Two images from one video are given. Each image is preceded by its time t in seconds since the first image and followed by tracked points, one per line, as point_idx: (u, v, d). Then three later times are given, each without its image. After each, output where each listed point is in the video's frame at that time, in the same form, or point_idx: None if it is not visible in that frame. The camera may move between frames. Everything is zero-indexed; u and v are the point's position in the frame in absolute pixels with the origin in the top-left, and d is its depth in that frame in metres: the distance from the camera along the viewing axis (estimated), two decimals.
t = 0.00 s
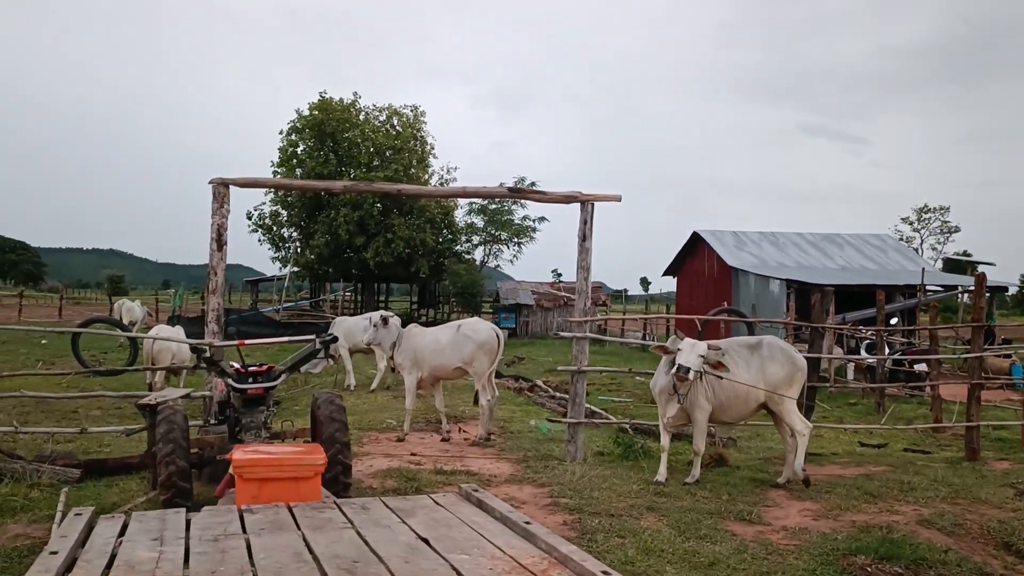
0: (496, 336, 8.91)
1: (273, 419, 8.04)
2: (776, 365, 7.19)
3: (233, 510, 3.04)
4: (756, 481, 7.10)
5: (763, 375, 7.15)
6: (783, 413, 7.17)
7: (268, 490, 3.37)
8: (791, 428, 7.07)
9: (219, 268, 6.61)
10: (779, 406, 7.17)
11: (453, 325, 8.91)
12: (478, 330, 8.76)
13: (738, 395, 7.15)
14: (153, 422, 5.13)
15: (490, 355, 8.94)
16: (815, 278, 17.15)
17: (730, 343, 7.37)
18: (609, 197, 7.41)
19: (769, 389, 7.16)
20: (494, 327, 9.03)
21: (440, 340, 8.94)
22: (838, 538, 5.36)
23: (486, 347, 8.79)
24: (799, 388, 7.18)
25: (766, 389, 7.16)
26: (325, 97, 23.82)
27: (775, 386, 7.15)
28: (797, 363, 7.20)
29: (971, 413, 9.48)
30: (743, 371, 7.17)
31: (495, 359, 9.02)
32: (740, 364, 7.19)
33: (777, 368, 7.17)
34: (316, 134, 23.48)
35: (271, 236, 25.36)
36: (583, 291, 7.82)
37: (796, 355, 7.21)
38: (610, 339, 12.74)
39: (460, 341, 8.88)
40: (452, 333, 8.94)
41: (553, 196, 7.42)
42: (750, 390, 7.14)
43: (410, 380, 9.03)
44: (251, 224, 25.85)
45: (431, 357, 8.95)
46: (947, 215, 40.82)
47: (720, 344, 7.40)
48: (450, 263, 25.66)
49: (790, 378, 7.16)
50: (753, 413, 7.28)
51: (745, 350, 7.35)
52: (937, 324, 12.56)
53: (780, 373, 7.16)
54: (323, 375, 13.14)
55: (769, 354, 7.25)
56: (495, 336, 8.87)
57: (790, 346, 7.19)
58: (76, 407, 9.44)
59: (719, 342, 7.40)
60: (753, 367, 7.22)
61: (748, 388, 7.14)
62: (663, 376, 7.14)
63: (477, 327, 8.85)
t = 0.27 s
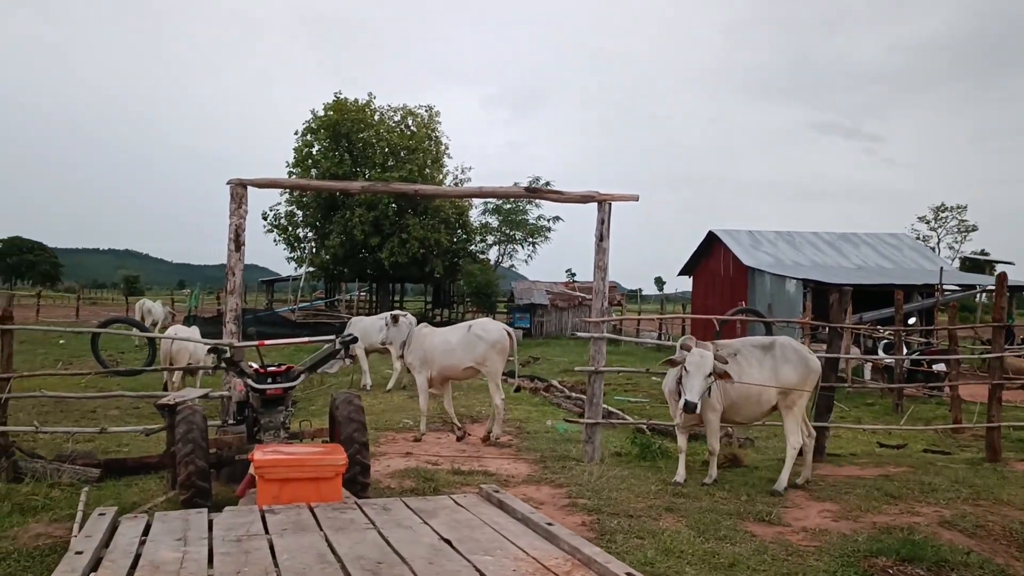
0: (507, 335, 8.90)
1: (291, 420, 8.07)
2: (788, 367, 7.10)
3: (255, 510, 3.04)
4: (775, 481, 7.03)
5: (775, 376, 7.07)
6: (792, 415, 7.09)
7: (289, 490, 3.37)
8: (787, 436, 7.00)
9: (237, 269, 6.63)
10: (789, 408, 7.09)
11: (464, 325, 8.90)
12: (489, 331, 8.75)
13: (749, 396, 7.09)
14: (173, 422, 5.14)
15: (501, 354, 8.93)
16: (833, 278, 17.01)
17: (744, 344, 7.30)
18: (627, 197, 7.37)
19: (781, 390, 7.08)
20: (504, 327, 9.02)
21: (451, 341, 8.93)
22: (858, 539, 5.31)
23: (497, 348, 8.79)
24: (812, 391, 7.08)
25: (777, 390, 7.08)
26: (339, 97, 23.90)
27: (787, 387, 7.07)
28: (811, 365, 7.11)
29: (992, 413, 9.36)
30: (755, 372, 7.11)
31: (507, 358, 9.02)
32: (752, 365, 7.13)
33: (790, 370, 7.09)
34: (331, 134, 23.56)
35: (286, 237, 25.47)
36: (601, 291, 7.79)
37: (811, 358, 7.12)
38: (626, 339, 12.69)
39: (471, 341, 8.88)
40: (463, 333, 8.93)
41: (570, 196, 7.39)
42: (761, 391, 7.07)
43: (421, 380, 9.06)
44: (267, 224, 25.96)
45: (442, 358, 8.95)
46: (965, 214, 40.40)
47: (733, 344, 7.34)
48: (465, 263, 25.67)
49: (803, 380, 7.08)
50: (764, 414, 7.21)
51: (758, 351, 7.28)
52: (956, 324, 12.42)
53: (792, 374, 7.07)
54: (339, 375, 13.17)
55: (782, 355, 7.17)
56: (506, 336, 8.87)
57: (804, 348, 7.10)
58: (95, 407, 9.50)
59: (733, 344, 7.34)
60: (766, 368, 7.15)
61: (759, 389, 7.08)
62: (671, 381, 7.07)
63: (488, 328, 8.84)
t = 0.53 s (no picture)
0: (515, 333, 8.93)
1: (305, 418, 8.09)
2: (797, 365, 7.03)
3: (271, 509, 3.04)
4: (790, 480, 6.98)
5: (783, 377, 7.01)
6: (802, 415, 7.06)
7: (304, 488, 3.37)
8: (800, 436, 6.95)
9: (252, 267, 6.65)
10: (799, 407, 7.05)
11: (472, 323, 8.92)
12: (498, 329, 8.77)
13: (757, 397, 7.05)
14: (188, 420, 5.16)
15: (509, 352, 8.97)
16: (847, 277, 16.90)
17: (751, 344, 7.23)
18: (641, 196, 7.35)
19: (790, 390, 7.03)
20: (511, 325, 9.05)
21: (460, 338, 8.94)
22: (874, 539, 5.26)
23: (506, 346, 8.82)
24: (821, 390, 7.02)
25: (786, 390, 7.03)
26: (352, 96, 23.97)
27: (796, 387, 7.01)
28: (820, 364, 7.03)
29: (1008, 414, 9.27)
30: (763, 373, 7.05)
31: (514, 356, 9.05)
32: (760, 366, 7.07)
33: (798, 369, 7.02)
34: (344, 133, 23.63)
35: (299, 235, 25.57)
36: (615, 290, 7.77)
37: (820, 356, 7.03)
38: (639, 338, 12.65)
39: (479, 338, 8.91)
40: (471, 331, 8.94)
41: (584, 195, 7.38)
42: (769, 391, 7.03)
43: (429, 378, 9.03)
44: (280, 223, 26.06)
45: (451, 355, 8.97)
46: (979, 213, 40.04)
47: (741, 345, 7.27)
48: (477, 262, 25.67)
49: (812, 380, 7.01)
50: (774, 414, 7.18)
51: (766, 350, 7.21)
52: (972, 324, 12.31)
53: (801, 373, 7.01)
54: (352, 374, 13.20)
55: (790, 353, 7.09)
56: (515, 334, 8.90)
57: (813, 347, 7.01)
58: (110, 404, 9.55)
59: (740, 344, 7.26)
60: (774, 367, 7.09)
61: (767, 389, 7.03)
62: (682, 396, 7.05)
63: (496, 326, 8.87)
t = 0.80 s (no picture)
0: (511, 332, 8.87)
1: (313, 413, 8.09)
2: (805, 362, 6.99)
3: (281, 504, 3.04)
4: (799, 478, 6.95)
5: (792, 372, 6.96)
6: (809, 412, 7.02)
7: (314, 484, 3.36)
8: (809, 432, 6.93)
9: (261, 262, 6.65)
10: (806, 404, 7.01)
11: (470, 320, 8.92)
12: (492, 326, 8.76)
13: (766, 393, 6.99)
14: (197, 415, 5.16)
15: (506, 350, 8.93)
16: (855, 274, 16.83)
17: (760, 341, 7.19)
18: (650, 192, 7.32)
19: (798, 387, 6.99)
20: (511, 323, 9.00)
21: (459, 334, 8.98)
22: (884, 537, 5.23)
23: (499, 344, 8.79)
24: (828, 387, 7.01)
25: (794, 387, 6.99)
26: (360, 92, 23.97)
27: (804, 384, 6.98)
28: (828, 360, 7.02)
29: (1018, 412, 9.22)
30: (771, 370, 6.98)
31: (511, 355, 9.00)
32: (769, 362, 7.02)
33: (806, 366, 6.99)
34: (351, 128, 23.63)
35: (306, 231, 25.59)
36: (623, 286, 7.74)
37: (827, 353, 7.02)
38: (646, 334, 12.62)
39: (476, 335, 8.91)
40: (469, 327, 8.95)
41: (593, 191, 7.35)
42: (777, 388, 6.95)
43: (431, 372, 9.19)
44: (287, 218, 26.08)
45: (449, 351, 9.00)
46: (987, 210, 39.73)
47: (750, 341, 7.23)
48: (484, 258, 25.65)
49: (819, 376, 6.99)
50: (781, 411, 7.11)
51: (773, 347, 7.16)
52: (982, 321, 12.24)
53: (809, 370, 6.97)
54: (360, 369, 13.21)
55: (798, 350, 7.05)
56: (511, 332, 8.84)
57: (821, 343, 6.99)
58: (119, 398, 9.59)
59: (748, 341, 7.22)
60: (782, 364, 7.03)
61: (776, 386, 6.96)
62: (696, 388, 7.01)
63: (493, 323, 8.85)
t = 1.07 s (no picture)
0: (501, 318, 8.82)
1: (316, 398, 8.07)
2: (811, 346, 6.97)
3: (290, 489, 3.01)
4: (803, 461, 6.94)
5: (798, 357, 6.93)
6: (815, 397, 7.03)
7: (322, 469, 3.34)
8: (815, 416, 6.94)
9: (262, 246, 6.59)
10: (813, 388, 7.01)
11: (460, 306, 8.90)
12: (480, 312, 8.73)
13: (773, 378, 6.95)
14: (201, 400, 5.14)
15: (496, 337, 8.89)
16: (856, 257, 16.79)
17: (765, 326, 7.14)
18: (654, 175, 7.26)
19: (806, 371, 6.96)
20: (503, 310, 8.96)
21: (451, 320, 8.98)
22: (890, 521, 5.22)
23: (486, 329, 8.76)
24: (834, 370, 7.00)
25: (800, 371, 6.96)
26: (358, 76, 23.82)
27: (811, 368, 6.95)
28: (833, 344, 7.00)
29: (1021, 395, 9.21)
30: (779, 354, 6.93)
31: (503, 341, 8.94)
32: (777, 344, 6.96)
33: (812, 350, 6.97)
34: (350, 112, 23.50)
35: (305, 215, 25.51)
36: (627, 270, 7.70)
37: (833, 336, 6.98)
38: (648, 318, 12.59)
39: (466, 321, 8.90)
40: (461, 313, 8.94)
41: (596, 174, 7.30)
42: (785, 373, 6.93)
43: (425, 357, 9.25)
44: (286, 203, 26.00)
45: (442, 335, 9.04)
46: (986, 193, 39.60)
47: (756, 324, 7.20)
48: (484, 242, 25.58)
49: (825, 360, 6.97)
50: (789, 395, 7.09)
51: (779, 332, 7.12)
52: (984, 305, 12.22)
53: (815, 354, 6.95)
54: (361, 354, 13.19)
55: (803, 334, 7.02)
56: (501, 319, 8.79)
57: (827, 327, 6.96)
58: (120, 384, 9.56)
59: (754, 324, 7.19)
60: (788, 348, 7.00)
61: (784, 372, 6.93)
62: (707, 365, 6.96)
63: (483, 309, 8.83)
